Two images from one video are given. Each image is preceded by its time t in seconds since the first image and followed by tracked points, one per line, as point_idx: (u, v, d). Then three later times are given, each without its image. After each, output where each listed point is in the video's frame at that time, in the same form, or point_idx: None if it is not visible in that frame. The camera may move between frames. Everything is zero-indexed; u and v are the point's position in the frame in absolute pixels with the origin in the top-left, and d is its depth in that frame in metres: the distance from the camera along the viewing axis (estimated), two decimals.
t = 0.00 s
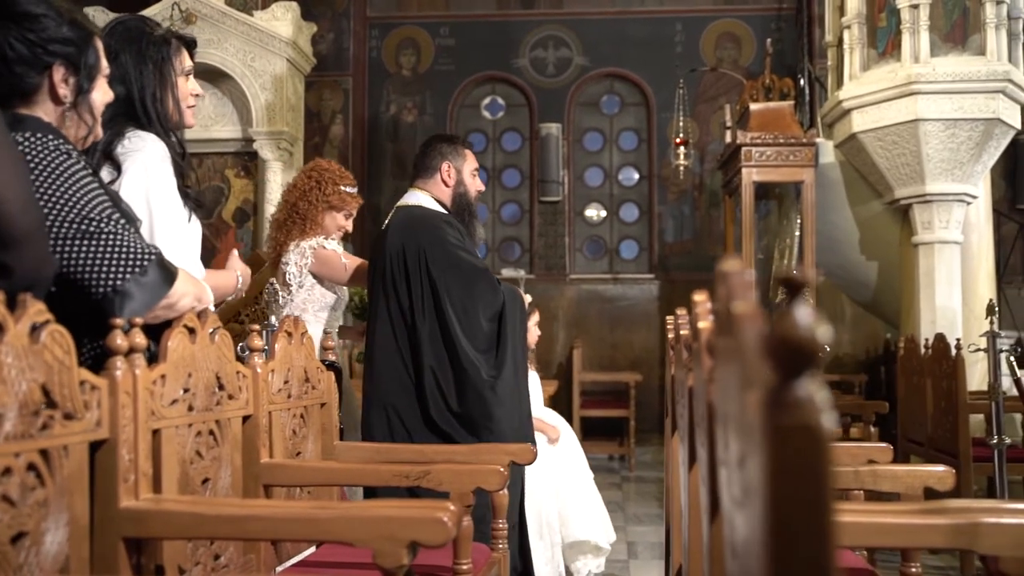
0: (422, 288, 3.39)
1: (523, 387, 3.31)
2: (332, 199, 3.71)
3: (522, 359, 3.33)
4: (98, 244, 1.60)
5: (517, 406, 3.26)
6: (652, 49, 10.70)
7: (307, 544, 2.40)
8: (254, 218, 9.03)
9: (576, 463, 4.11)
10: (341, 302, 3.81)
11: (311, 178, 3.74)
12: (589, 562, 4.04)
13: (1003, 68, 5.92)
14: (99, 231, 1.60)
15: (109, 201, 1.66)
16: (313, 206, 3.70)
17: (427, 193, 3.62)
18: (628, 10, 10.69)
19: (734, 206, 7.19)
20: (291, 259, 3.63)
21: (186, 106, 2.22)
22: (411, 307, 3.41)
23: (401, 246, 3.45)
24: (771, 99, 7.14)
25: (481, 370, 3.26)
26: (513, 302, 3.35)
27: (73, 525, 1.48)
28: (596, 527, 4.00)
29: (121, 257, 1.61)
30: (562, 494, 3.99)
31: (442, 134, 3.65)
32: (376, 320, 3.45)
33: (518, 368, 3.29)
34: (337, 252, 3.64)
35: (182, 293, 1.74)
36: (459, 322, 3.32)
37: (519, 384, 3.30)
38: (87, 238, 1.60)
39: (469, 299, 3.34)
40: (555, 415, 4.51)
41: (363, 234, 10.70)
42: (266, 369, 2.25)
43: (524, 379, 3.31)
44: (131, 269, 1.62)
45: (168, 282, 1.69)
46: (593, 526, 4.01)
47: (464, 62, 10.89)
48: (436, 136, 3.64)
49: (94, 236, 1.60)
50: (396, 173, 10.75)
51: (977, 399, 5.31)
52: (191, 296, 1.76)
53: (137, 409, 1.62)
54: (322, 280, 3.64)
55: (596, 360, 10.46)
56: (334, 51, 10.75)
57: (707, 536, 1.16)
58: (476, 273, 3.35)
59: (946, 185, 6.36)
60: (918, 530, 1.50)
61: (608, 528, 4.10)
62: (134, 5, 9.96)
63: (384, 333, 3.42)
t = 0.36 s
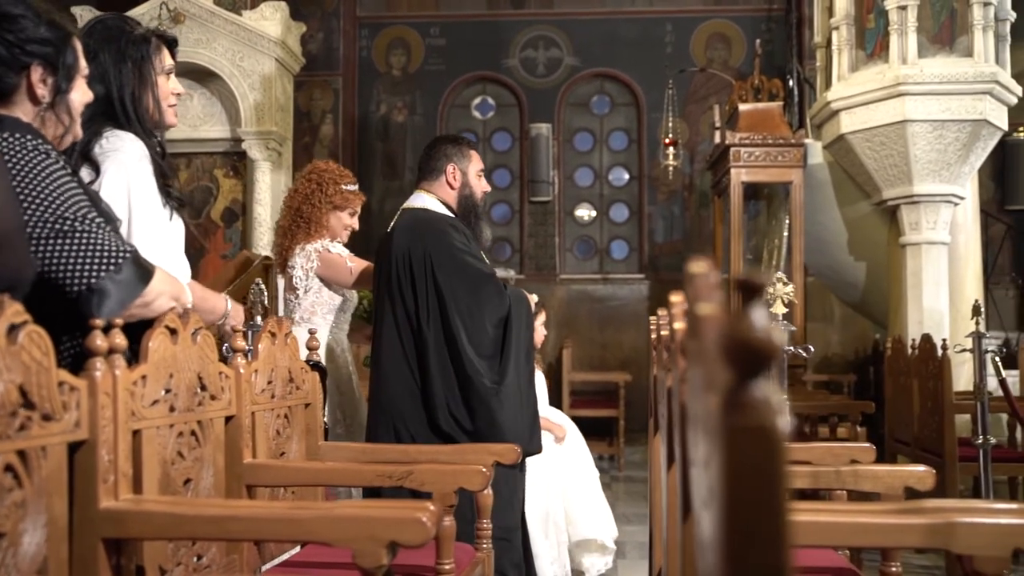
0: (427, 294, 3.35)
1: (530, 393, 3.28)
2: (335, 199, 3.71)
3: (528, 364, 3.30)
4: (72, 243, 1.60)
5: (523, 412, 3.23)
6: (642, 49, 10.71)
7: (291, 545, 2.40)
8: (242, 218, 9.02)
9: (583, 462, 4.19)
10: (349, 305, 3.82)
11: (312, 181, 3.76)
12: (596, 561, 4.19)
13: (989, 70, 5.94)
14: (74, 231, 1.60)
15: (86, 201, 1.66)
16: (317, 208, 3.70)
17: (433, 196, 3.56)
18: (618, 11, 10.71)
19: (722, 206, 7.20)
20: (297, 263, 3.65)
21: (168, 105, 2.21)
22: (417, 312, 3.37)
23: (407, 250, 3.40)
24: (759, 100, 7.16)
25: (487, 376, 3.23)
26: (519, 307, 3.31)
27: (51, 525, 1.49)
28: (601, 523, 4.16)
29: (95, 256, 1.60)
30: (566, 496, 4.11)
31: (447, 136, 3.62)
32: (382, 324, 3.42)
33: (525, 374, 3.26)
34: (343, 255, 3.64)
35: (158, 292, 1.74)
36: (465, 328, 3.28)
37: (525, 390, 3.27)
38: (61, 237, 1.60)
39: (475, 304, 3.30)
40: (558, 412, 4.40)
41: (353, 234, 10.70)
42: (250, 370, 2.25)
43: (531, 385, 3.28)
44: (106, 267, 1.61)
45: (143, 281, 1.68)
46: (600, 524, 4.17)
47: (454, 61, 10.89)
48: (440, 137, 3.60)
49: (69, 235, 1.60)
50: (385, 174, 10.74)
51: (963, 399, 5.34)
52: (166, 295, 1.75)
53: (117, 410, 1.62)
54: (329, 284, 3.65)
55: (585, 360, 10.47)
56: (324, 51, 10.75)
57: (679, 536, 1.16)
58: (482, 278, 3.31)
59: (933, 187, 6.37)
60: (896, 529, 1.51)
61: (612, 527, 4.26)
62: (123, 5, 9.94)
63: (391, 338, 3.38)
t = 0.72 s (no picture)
0: (439, 296, 3.35)
1: (542, 397, 3.27)
2: (342, 195, 3.74)
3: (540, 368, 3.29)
4: (51, 239, 1.60)
5: (534, 416, 3.23)
6: (637, 48, 10.72)
7: (279, 543, 2.40)
8: (236, 216, 9.02)
9: (592, 462, 4.14)
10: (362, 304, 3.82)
11: (318, 179, 3.77)
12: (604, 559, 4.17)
13: (983, 71, 5.95)
14: (53, 226, 1.60)
15: (69, 197, 1.67)
16: (326, 206, 3.73)
17: (444, 196, 3.55)
18: (614, 10, 10.71)
19: (716, 206, 7.20)
20: (308, 262, 3.69)
21: (155, 101, 2.22)
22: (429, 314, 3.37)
23: (419, 252, 3.40)
24: (753, 100, 7.17)
25: (498, 381, 3.23)
26: (531, 311, 3.30)
27: (33, 524, 1.49)
28: (610, 523, 4.13)
29: (74, 252, 1.61)
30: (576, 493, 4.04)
31: (457, 134, 3.58)
32: (394, 325, 3.42)
33: (536, 378, 3.26)
34: (354, 255, 3.66)
35: (140, 289, 1.74)
36: (476, 332, 3.27)
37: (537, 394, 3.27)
38: (40, 233, 1.60)
39: (487, 309, 3.29)
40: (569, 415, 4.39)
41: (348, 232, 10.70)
42: (236, 368, 2.26)
43: (542, 388, 3.28)
44: (84, 264, 1.61)
45: (124, 277, 1.68)
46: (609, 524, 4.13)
47: (449, 60, 10.89)
48: (450, 136, 3.57)
49: (48, 231, 1.60)
50: (380, 172, 10.75)
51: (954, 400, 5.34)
52: (147, 291, 1.76)
53: (102, 409, 1.62)
54: (340, 282, 3.67)
55: (580, 359, 10.47)
56: (319, 49, 10.76)
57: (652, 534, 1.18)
58: (494, 282, 3.31)
59: (926, 187, 6.38)
60: (873, 529, 1.51)
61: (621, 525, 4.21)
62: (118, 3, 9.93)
63: (403, 339, 3.39)
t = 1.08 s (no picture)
0: (447, 285, 3.22)
1: (551, 392, 3.16)
2: (347, 185, 3.73)
3: (551, 362, 3.18)
4: (25, 232, 1.60)
5: (543, 411, 3.12)
6: (630, 42, 10.72)
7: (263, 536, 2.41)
8: (227, 208, 9.02)
9: (600, 458, 4.05)
10: (371, 296, 3.79)
11: (322, 172, 3.77)
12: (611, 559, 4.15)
13: (972, 66, 5.97)
14: (27, 219, 1.61)
15: (47, 189, 1.67)
16: (331, 197, 3.73)
17: (453, 185, 3.43)
18: (607, 3, 10.70)
19: (707, 200, 7.21)
20: (316, 254, 3.67)
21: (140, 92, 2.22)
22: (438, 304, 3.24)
23: (429, 241, 3.28)
24: (744, 95, 7.17)
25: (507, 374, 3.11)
26: (542, 303, 3.19)
27: (11, 517, 1.49)
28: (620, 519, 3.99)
29: (46, 245, 1.60)
30: (583, 487, 3.95)
31: (465, 122, 3.45)
32: (402, 315, 3.31)
33: (545, 372, 3.15)
34: (363, 247, 3.64)
35: (117, 283, 1.71)
36: (486, 324, 3.15)
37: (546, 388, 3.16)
38: (14, 227, 1.60)
39: (497, 300, 3.17)
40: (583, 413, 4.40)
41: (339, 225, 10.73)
42: (220, 361, 2.26)
43: (553, 383, 3.17)
44: (57, 257, 1.61)
45: (100, 271, 1.66)
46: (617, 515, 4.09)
47: (442, 53, 10.89)
48: (458, 124, 3.45)
49: (22, 224, 1.60)
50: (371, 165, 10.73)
51: (941, 394, 5.37)
52: (124, 286, 1.72)
53: (82, 402, 1.63)
54: (346, 274, 3.65)
55: (571, 353, 10.49)
56: (310, 42, 10.77)
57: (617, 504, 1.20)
58: (505, 274, 3.19)
59: (915, 182, 6.38)
60: (845, 522, 1.53)
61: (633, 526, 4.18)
62: None
63: (412, 330, 3.27)
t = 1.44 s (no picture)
0: (454, 278, 3.21)
1: (558, 384, 3.16)
2: (352, 178, 3.73)
3: (556, 354, 3.17)
4: None
5: (549, 403, 3.11)
6: (621, 38, 10.73)
7: (247, 532, 2.41)
8: (216, 203, 9.01)
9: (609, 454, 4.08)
10: (377, 290, 3.78)
11: (326, 166, 3.77)
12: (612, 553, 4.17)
13: (959, 63, 6.00)
14: None
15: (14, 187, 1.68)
16: (337, 189, 3.73)
17: (459, 178, 3.42)
18: None
19: (696, 196, 7.22)
20: (324, 246, 3.66)
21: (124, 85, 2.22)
22: (445, 297, 3.24)
23: (435, 233, 3.26)
24: (734, 90, 7.18)
25: (513, 366, 3.10)
26: (548, 295, 3.17)
27: None
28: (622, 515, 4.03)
29: (12, 245, 1.61)
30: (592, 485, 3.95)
31: (470, 115, 3.45)
32: (409, 307, 3.30)
33: (551, 363, 3.14)
34: (370, 239, 3.63)
35: (81, 284, 1.72)
36: (492, 317, 3.13)
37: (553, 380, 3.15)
38: None
39: (503, 292, 3.15)
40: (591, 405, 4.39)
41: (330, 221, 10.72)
42: (203, 356, 2.26)
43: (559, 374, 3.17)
44: (23, 257, 1.62)
45: (66, 273, 1.67)
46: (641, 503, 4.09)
47: (433, 49, 10.89)
48: (464, 117, 3.45)
49: None
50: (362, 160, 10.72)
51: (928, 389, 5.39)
52: (91, 286, 1.73)
53: (61, 397, 1.63)
54: (352, 266, 3.64)
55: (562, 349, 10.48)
56: (301, 37, 10.65)
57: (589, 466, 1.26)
58: (511, 266, 3.17)
59: (903, 178, 6.39)
60: (826, 517, 1.53)
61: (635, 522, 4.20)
62: None
63: (419, 323, 3.27)
